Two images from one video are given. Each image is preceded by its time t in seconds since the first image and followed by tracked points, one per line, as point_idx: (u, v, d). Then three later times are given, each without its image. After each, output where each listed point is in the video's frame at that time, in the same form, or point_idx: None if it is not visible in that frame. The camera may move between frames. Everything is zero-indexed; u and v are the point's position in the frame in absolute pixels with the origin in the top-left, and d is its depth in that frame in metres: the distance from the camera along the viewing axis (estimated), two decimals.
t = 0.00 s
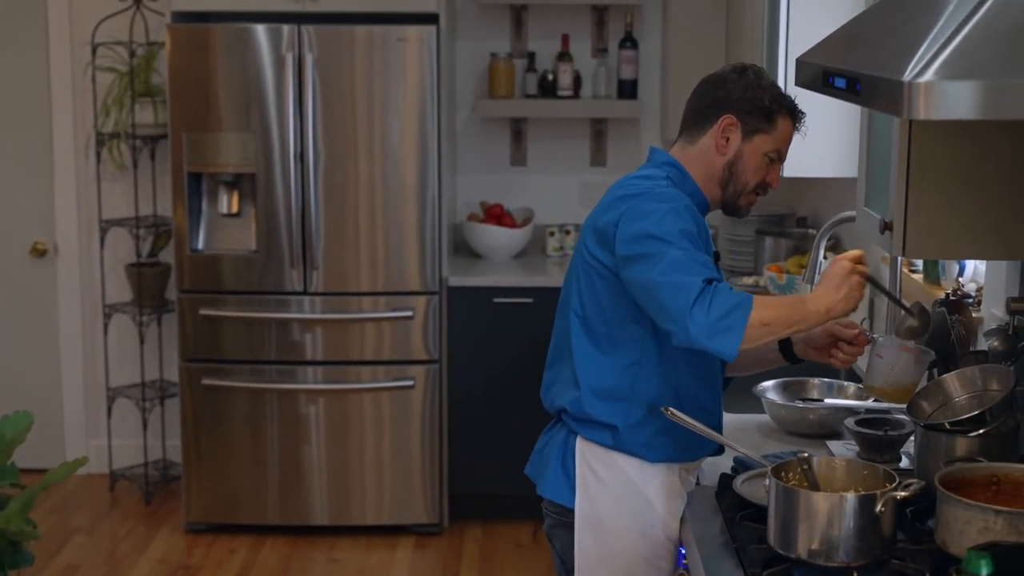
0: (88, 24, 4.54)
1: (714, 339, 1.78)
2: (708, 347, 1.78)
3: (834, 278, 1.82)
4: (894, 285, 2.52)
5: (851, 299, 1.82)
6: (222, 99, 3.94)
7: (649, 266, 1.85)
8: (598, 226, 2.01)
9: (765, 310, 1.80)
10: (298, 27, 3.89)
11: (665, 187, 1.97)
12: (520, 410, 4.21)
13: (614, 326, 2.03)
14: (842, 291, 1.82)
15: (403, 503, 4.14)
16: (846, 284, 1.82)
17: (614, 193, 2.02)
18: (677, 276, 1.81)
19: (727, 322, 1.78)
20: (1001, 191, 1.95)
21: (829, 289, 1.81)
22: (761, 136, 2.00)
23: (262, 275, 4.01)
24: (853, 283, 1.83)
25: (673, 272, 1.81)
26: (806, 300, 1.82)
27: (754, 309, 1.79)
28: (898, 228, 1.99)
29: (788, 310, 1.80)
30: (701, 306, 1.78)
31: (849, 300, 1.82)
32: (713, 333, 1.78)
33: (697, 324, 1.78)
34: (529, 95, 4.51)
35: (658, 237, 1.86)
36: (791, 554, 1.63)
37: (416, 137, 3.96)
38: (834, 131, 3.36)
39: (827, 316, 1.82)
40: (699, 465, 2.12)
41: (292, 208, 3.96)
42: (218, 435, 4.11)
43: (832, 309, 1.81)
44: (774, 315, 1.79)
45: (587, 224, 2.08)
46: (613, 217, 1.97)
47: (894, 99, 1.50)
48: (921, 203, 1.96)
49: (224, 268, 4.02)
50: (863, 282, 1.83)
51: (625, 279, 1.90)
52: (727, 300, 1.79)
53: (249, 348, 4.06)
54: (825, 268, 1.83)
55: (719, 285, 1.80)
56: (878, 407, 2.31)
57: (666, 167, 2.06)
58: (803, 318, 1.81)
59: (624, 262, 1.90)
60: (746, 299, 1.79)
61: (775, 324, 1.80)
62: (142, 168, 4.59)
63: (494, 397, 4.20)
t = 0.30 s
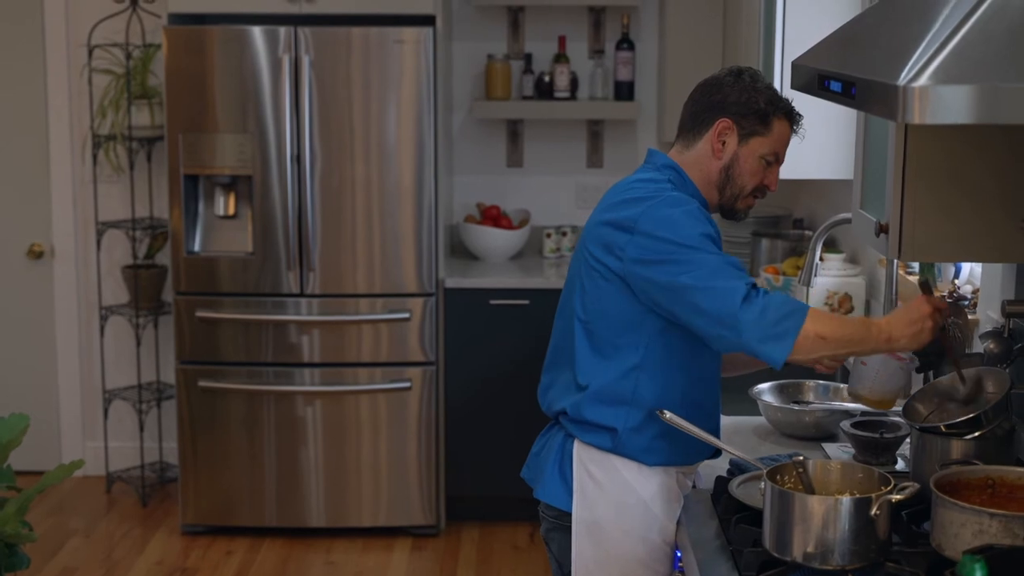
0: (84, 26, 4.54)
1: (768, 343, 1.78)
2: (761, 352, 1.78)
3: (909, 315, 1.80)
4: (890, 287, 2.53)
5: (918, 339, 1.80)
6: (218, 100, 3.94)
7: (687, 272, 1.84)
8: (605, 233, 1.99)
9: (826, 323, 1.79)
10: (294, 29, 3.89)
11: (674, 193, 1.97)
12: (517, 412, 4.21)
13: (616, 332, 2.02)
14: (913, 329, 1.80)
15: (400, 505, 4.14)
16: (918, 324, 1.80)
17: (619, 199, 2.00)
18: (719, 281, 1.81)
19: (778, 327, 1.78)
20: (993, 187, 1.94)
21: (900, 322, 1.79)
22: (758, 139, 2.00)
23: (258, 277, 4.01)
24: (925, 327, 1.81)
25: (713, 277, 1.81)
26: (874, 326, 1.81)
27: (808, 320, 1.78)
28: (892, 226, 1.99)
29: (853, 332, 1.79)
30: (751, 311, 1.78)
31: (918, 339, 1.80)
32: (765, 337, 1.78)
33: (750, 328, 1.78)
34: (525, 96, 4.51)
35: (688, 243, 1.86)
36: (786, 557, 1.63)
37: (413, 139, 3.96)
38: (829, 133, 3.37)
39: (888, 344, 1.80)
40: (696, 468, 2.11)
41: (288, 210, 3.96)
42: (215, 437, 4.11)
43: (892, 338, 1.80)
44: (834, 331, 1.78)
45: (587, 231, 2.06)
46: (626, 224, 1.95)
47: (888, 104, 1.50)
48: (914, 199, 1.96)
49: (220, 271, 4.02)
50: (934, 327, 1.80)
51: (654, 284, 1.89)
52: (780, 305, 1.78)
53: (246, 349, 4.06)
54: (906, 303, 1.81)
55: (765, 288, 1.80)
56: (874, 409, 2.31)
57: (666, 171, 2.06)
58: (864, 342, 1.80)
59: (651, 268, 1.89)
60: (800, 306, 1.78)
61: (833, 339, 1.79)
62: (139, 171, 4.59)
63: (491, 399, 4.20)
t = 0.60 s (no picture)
0: (66, 24, 4.51)
1: (772, 338, 1.80)
2: (766, 346, 1.79)
3: (891, 339, 1.88)
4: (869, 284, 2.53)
5: (904, 362, 1.87)
6: (200, 98, 3.93)
7: (688, 265, 1.85)
8: (594, 228, 1.99)
9: (825, 330, 1.83)
10: (276, 27, 3.87)
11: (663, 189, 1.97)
12: (499, 410, 4.20)
13: (603, 328, 2.01)
14: (898, 351, 1.88)
15: (383, 504, 4.13)
16: (901, 347, 1.88)
17: (607, 195, 2.00)
18: (722, 273, 1.82)
19: (782, 324, 1.80)
20: (970, 179, 1.94)
21: (886, 344, 1.87)
22: (739, 138, 2.00)
23: (241, 275, 4.00)
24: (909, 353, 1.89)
25: (715, 270, 1.83)
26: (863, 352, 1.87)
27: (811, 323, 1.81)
28: (868, 217, 1.99)
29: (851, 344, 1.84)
30: (757, 305, 1.80)
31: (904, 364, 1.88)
32: (771, 332, 1.80)
33: (756, 323, 1.79)
34: (509, 95, 4.51)
35: (686, 238, 1.87)
36: (762, 554, 1.63)
37: (397, 137, 3.95)
38: (810, 131, 3.38)
39: (882, 367, 1.86)
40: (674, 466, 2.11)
41: (270, 209, 3.94)
42: (197, 436, 4.09)
43: (886, 360, 1.86)
44: (834, 338, 1.83)
45: (572, 226, 2.05)
46: (619, 218, 1.95)
47: (860, 99, 1.50)
48: (890, 190, 1.96)
49: (203, 269, 4.01)
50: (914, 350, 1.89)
51: (650, 279, 1.89)
52: (785, 301, 1.80)
53: (228, 348, 4.04)
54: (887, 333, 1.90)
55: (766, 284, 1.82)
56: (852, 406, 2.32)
57: (650, 168, 2.05)
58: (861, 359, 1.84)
59: (649, 261, 1.89)
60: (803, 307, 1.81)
61: (834, 343, 1.83)
62: (121, 170, 4.57)
63: (473, 398, 4.19)
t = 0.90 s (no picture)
0: (51, 23, 4.49)
1: (763, 341, 1.79)
2: (756, 349, 1.79)
3: (898, 342, 1.85)
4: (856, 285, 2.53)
5: (900, 369, 1.85)
6: (187, 98, 3.91)
7: (678, 267, 1.84)
8: (584, 228, 1.98)
9: (818, 330, 1.82)
10: (263, 27, 3.86)
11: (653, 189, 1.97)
12: (487, 410, 4.19)
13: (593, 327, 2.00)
14: (897, 357, 1.85)
15: (371, 504, 4.11)
16: (904, 353, 1.85)
17: (598, 194, 1.99)
18: (712, 275, 1.82)
19: (774, 326, 1.80)
20: (959, 179, 1.93)
21: (889, 345, 1.85)
22: (729, 139, 1.99)
23: (227, 275, 3.98)
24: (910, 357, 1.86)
25: (706, 272, 1.83)
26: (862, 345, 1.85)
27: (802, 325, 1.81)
28: (856, 218, 1.99)
29: (845, 344, 1.83)
30: (748, 308, 1.79)
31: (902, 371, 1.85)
32: (761, 335, 1.79)
33: (746, 325, 1.79)
34: (496, 95, 4.50)
35: (677, 239, 1.86)
36: (749, 555, 1.62)
37: (384, 138, 3.94)
38: (797, 131, 3.38)
39: (873, 365, 1.85)
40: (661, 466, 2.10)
41: (257, 209, 3.93)
42: (183, 437, 4.08)
43: (879, 360, 1.85)
44: (828, 339, 1.82)
45: (561, 225, 2.04)
46: (609, 218, 1.94)
47: (848, 99, 1.50)
48: (878, 189, 1.97)
49: (190, 269, 3.99)
50: (918, 361, 1.85)
51: (640, 280, 1.89)
52: (775, 304, 1.80)
53: (215, 349, 4.03)
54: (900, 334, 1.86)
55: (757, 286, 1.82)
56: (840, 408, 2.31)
57: (641, 169, 2.04)
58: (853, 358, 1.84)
59: (639, 262, 1.89)
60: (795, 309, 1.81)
61: (825, 345, 1.82)
62: (107, 169, 4.55)
63: (461, 398, 4.18)
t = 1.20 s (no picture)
0: (29, 24, 4.45)
1: (742, 337, 1.79)
2: (735, 344, 1.79)
3: (884, 323, 1.82)
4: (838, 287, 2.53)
5: (886, 349, 1.83)
6: (167, 99, 3.88)
7: (656, 264, 1.84)
8: (566, 228, 1.97)
9: (801, 319, 1.81)
10: (243, 28, 3.83)
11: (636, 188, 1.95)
12: (469, 413, 4.18)
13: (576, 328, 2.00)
14: (883, 337, 1.83)
15: (352, 507, 4.09)
16: (890, 335, 1.82)
17: (581, 193, 1.98)
18: (691, 272, 1.81)
19: (752, 321, 1.79)
20: (939, 184, 1.93)
21: (875, 326, 1.82)
22: (713, 141, 1.99)
23: (208, 277, 3.96)
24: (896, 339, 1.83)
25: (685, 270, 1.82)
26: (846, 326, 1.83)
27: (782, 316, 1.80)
28: (838, 219, 1.99)
29: (828, 330, 1.81)
30: (726, 303, 1.79)
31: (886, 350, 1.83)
32: (740, 330, 1.78)
33: (725, 320, 1.78)
34: (478, 96, 4.49)
35: (657, 237, 1.85)
36: (732, 558, 1.62)
37: (365, 139, 3.92)
38: (779, 133, 3.38)
39: (857, 346, 1.83)
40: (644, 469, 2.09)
41: (238, 211, 3.91)
42: (164, 440, 4.05)
43: (863, 342, 1.82)
44: (810, 328, 1.81)
45: (545, 225, 2.03)
46: (590, 218, 1.93)
47: (831, 100, 1.50)
48: (860, 191, 1.96)
49: (170, 271, 3.96)
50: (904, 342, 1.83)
51: (620, 279, 1.89)
52: (754, 298, 1.79)
53: (196, 351, 4.00)
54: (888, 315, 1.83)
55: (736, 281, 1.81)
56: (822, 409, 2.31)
57: (625, 169, 2.03)
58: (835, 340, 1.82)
59: (620, 260, 1.88)
60: (772, 301, 1.80)
61: (807, 334, 1.81)
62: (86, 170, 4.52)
63: (443, 400, 4.17)
